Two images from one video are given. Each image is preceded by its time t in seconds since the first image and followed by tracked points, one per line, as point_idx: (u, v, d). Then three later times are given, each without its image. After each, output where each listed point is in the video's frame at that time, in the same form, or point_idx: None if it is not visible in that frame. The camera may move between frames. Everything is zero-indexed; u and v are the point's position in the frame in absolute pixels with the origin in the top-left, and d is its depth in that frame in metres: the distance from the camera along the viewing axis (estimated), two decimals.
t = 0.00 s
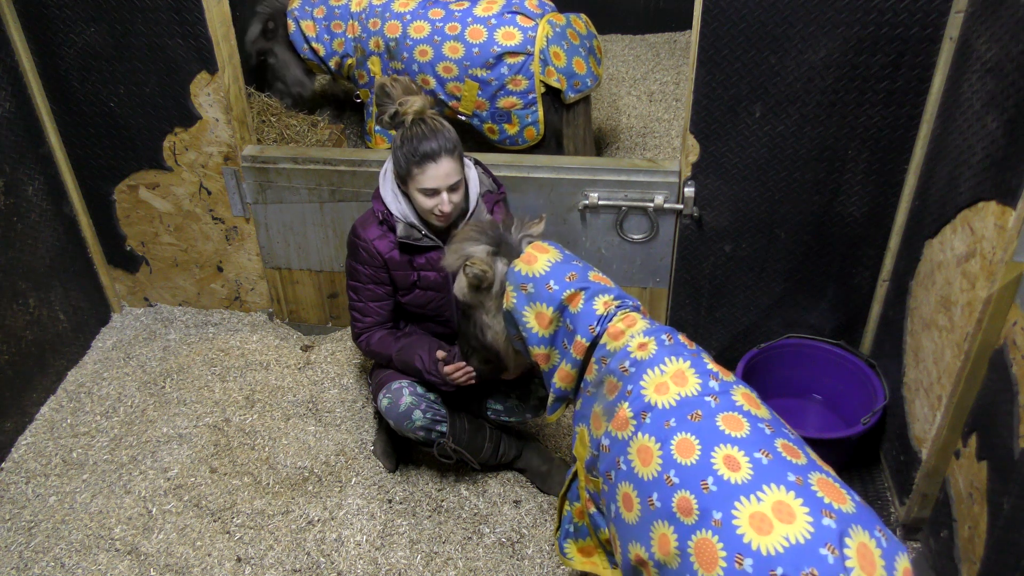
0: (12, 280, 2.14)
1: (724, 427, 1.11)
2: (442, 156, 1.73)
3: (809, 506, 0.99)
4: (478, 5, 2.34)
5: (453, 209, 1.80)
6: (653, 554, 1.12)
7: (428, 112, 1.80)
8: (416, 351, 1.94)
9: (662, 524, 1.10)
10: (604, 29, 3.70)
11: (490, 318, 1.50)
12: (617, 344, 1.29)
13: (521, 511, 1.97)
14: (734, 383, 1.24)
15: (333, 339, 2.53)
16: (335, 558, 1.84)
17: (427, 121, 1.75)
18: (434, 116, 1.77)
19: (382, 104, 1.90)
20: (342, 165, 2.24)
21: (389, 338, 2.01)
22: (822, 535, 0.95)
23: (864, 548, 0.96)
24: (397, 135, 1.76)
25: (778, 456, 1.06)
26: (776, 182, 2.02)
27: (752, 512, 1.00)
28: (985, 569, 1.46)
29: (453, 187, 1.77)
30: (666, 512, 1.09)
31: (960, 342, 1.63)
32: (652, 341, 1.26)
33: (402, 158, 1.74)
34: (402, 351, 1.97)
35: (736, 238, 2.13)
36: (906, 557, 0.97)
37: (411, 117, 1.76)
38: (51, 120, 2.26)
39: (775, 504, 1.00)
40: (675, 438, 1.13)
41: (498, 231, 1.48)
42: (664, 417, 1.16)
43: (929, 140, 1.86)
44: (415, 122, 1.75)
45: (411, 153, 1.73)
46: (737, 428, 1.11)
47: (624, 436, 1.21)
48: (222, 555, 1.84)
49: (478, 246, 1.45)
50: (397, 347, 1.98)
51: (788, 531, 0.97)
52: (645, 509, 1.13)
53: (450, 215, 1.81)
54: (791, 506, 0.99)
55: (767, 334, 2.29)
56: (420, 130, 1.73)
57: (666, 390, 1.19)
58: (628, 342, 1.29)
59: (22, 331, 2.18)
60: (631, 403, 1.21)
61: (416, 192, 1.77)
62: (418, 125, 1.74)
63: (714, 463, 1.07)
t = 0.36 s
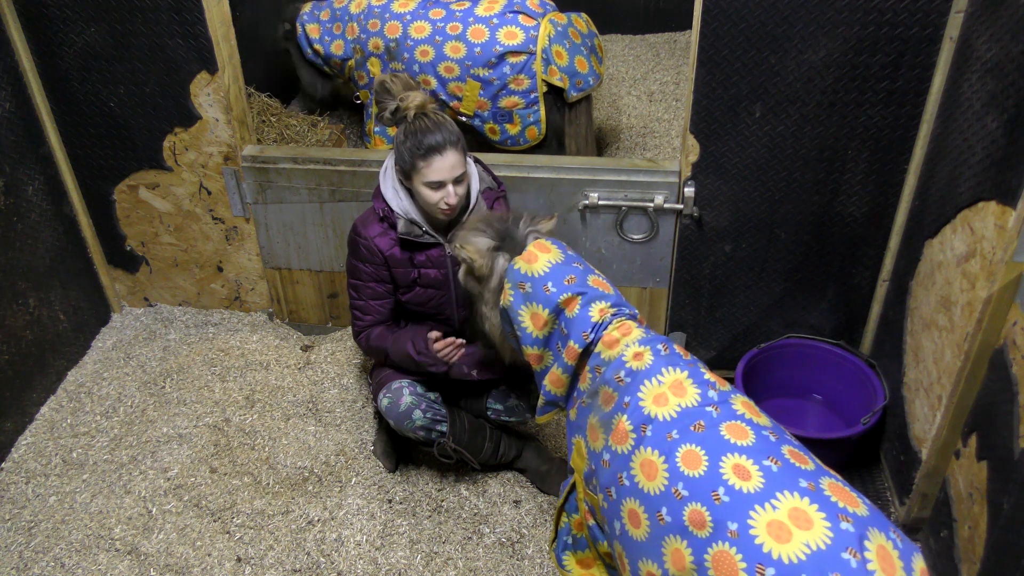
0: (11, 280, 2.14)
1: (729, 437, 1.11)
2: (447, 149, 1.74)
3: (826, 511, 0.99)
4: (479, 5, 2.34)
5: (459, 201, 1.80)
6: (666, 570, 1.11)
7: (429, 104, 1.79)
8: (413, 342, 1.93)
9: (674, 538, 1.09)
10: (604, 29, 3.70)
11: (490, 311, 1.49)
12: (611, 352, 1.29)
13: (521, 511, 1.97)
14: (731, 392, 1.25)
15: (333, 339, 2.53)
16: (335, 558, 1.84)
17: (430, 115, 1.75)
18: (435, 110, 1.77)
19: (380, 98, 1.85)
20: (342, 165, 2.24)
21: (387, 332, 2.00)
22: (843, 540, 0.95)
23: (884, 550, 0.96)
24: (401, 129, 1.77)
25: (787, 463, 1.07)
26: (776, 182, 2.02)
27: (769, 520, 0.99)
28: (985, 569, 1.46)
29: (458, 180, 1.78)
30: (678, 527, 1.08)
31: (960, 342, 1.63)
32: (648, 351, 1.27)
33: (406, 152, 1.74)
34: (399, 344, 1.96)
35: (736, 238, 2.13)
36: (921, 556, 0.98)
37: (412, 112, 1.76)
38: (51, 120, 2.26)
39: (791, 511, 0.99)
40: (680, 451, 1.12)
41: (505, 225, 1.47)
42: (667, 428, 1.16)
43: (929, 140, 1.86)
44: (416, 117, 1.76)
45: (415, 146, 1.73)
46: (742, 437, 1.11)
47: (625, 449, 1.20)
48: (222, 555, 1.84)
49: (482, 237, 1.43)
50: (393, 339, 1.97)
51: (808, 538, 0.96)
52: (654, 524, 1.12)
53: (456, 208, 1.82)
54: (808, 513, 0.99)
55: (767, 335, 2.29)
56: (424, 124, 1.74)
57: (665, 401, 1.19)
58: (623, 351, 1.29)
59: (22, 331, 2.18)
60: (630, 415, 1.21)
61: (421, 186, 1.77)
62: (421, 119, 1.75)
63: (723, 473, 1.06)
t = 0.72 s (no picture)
0: (11, 280, 2.14)
1: (727, 444, 1.11)
2: (450, 140, 1.74)
3: (830, 515, 0.99)
4: (477, 5, 2.34)
5: (462, 193, 1.79)
6: None
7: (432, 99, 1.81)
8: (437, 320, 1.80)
9: (677, 549, 1.08)
10: (604, 29, 3.70)
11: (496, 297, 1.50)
12: (604, 361, 1.29)
13: (521, 511, 1.97)
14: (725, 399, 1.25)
15: (333, 339, 2.53)
16: (335, 558, 1.84)
17: (433, 108, 1.76)
18: (437, 103, 1.78)
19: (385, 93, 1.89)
20: (342, 165, 2.24)
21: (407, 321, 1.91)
22: (850, 543, 0.95)
23: (891, 550, 0.96)
24: (405, 121, 1.78)
25: (787, 468, 1.06)
26: (776, 182, 2.02)
27: (775, 527, 0.99)
28: (985, 569, 1.46)
29: (461, 172, 1.77)
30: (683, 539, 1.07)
31: (960, 342, 1.63)
32: (641, 359, 1.27)
33: (409, 144, 1.75)
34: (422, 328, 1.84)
35: (736, 238, 2.13)
36: (927, 556, 0.97)
37: (415, 105, 1.77)
38: (51, 120, 2.26)
39: (796, 517, 0.99)
40: (679, 461, 1.12)
41: (524, 210, 1.46)
42: (663, 439, 1.16)
43: (929, 140, 1.86)
44: (419, 110, 1.76)
45: (417, 138, 1.73)
46: (740, 443, 1.11)
47: (622, 460, 1.20)
48: (223, 555, 1.84)
49: (498, 222, 1.44)
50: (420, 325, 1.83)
51: (815, 543, 0.95)
52: (657, 536, 1.11)
53: (459, 201, 1.81)
54: (812, 517, 0.98)
55: (767, 335, 2.30)
56: (427, 116, 1.74)
57: (660, 410, 1.19)
58: (616, 360, 1.28)
59: (22, 331, 2.18)
60: (625, 426, 1.21)
61: (424, 177, 1.77)
62: (424, 110, 1.76)
63: (725, 481, 1.06)
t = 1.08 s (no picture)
0: (11, 280, 2.14)
1: (718, 448, 1.11)
2: (452, 125, 1.79)
3: (818, 518, 0.99)
4: (476, 5, 2.34)
5: (459, 180, 1.82)
6: None
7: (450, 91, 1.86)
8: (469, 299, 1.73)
9: (665, 552, 1.08)
10: (604, 30, 3.70)
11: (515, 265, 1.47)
12: (603, 361, 1.28)
13: (521, 511, 1.97)
14: (718, 404, 1.25)
15: (333, 339, 2.53)
16: (335, 558, 1.84)
17: (445, 97, 1.83)
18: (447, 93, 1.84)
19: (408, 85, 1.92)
20: (342, 165, 2.24)
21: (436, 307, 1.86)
22: (837, 547, 0.95)
23: (878, 554, 0.96)
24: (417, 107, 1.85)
25: (776, 472, 1.07)
26: (776, 182, 2.02)
27: (763, 530, 0.99)
28: (985, 569, 1.46)
29: (461, 158, 1.81)
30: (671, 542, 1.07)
31: (961, 342, 1.63)
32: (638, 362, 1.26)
33: (414, 128, 1.81)
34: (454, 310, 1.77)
35: (736, 238, 2.13)
36: (916, 558, 0.98)
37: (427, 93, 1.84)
38: (51, 120, 2.26)
39: (784, 520, 0.99)
40: (670, 464, 1.12)
41: (564, 189, 1.39)
42: (655, 442, 1.16)
43: (929, 140, 1.87)
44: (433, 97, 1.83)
45: (422, 122, 1.79)
46: (730, 446, 1.11)
47: (612, 462, 1.20)
48: (222, 555, 1.84)
49: (535, 194, 1.38)
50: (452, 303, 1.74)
51: (802, 547, 0.96)
52: (646, 538, 1.12)
53: (456, 189, 1.83)
54: (800, 521, 0.98)
55: (767, 335, 2.29)
56: (435, 102, 1.80)
57: (653, 414, 1.19)
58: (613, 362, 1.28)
59: (22, 331, 2.18)
60: (617, 428, 1.21)
61: (424, 160, 1.81)
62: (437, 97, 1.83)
63: (714, 484, 1.06)
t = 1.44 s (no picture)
0: (12, 280, 2.14)
1: (707, 450, 1.11)
2: (449, 120, 1.79)
3: (803, 522, 0.98)
4: (477, 5, 2.35)
5: (457, 174, 1.82)
6: None
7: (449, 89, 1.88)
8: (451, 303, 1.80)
9: (650, 551, 1.08)
10: (603, 30, 3.70)
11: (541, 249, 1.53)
12: (602, 359, 1.29)
13: (521, 511, 1.97)
14: (713, 408, 1.25)
15: (333, 339, 2.53)
16: (335, 558, 1.84)
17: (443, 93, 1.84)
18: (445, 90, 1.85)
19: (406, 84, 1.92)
20: (342, 165, 2.24)
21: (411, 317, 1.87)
22: (820, 552, 0.95)
23: (863, 560, 0.95)
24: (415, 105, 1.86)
25: (764, 475, 1.06)
26: (776, 183, 2.02)
27: (746, 533, 0.99)
28: (985, 569, 1.46)
29: (458, 153, 1.81)
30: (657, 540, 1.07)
31: (960, 342, 1.63)
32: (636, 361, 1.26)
33: (412, 124, 1.82)
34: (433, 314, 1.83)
35: (736, 238, 2.13)
36: (902, 566, 0.98)
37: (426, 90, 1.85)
38: (51, 120, 2.26)
39: (768, 524, 0.99)
40: (659, 464, 1.12)
41: (587, 179, 1.43)
42: (646, 442, 1.16)
43: (929, 141, 1.87)
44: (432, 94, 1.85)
45: (420, 117, 1.80)
46: (720, 448, 1.11)
47: (603, 459, 1.21)
48: (222, 555, 1.84)
49: (559, 183, 1.43)
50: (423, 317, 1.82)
51: (786, 551, 0.96)
52: (631, 536, 1.12)
53: (454, 184, 1.83)
54: (785, 525, 0.98)
55: (767, 335, 2.29)
56: (433, 98, 1.81)
57: (646, 414, 1.19)
58: (612, 360, 1.29)
59: (22, 331, 2.18)
60: (610, 427, 1.22)
61: (422, 155, 1.82)
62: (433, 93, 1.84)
63: (701, 485, 1.06)
